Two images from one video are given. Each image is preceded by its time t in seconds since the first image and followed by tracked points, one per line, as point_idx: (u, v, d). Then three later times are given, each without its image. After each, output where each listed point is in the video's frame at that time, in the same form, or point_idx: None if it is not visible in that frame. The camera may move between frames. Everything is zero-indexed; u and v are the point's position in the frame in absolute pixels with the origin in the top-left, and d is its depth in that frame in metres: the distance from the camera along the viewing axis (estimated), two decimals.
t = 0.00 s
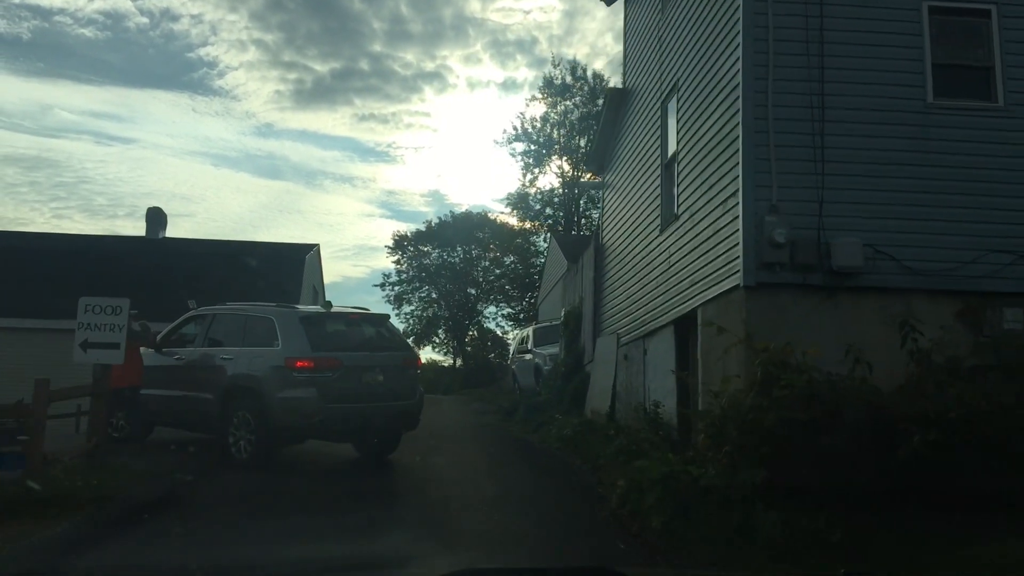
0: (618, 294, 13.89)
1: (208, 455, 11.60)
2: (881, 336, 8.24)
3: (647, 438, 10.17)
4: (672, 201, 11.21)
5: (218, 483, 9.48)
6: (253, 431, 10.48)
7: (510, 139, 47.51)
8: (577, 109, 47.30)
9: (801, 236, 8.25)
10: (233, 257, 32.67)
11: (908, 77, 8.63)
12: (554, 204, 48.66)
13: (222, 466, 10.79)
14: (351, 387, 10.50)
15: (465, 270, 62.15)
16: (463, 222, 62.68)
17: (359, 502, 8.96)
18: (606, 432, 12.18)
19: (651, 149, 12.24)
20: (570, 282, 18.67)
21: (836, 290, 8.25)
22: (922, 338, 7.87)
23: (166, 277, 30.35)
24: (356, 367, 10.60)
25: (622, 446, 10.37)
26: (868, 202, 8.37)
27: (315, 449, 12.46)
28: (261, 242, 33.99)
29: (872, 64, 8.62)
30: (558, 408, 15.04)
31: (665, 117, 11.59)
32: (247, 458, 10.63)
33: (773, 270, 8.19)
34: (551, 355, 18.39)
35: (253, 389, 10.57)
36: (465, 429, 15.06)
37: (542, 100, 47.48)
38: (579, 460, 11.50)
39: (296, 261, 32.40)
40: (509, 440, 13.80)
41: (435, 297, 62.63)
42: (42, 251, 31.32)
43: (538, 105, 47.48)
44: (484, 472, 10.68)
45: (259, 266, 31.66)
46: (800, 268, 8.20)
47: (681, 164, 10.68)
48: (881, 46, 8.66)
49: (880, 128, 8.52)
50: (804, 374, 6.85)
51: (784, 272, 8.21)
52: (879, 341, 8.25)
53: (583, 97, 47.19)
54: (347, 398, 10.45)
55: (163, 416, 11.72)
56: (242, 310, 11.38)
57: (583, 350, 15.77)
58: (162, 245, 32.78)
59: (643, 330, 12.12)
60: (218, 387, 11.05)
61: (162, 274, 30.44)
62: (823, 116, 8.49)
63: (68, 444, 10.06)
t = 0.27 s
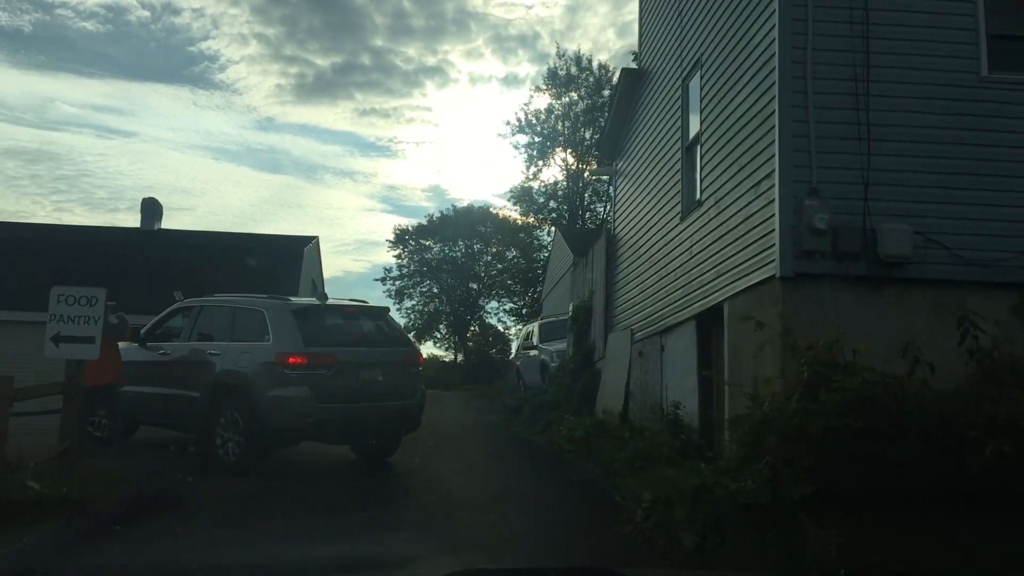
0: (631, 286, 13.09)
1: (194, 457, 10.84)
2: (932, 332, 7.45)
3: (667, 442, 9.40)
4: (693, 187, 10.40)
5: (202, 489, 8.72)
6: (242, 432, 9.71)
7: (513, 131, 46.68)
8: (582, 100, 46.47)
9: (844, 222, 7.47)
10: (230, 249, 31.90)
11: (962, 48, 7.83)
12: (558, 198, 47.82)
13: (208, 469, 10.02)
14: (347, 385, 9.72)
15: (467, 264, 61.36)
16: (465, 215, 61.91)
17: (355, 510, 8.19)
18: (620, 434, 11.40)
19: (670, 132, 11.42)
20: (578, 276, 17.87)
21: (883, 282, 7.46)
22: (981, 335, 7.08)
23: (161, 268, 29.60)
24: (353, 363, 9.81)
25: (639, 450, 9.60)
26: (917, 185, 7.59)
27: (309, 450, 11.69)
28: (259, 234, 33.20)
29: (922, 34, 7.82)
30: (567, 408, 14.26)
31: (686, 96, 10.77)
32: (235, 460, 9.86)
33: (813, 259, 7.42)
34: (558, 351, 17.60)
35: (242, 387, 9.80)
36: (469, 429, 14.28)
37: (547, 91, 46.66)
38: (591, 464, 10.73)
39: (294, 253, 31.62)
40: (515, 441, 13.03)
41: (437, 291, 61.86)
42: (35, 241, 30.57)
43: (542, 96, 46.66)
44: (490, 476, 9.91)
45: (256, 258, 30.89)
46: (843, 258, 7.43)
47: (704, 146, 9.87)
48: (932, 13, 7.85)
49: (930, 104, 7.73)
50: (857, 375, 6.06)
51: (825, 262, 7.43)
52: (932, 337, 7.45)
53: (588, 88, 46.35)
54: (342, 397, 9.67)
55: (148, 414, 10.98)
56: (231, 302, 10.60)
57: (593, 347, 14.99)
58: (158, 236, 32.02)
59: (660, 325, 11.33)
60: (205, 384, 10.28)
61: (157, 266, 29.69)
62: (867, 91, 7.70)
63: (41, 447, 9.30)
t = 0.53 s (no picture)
0: (645, 280, 12.35)
1: (179, 460, 10.11)
2: (992, 330, 6.72)
3: (689, 448, 8.67)
4: (716, 172, 9.65)
5: (184, 497, 7.99)
6: (229, 434, 8.99)
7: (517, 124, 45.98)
8: (587, 93, 45.78)
9: (893, 207, 6.74)
10: (227, 243, 31.20)
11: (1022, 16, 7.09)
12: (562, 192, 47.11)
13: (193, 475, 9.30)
14: (342, 385, 8.99)
15: (469, 260, 60.67)
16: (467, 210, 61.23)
17: (350, 521, 7.47)
18: (635, 437, 10.68)
19: (689, 114, 10.67)
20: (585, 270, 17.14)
21: (936, 274, 6.73)
22: None
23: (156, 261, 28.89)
24: (349, 361, 9.09)
25: (659, 456, 8.88)
26: (973, 167, 6.86)
27: (303, 453, 10.97)
28: (257, 227, 32.50)
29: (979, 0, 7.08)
30: (576, 408, 13.53)
31: (709, 75, 10.02)
32: (222, 465, 9.14)
33: (859, 248, 6.69)
34: (565, 348, 16.87)
35: (229, 386, 9.07)
36: (473, 430, 13.55)
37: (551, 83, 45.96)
38: (605, 469, 10.00)
39: (293, 246, 30.93)
40: (522, 442, 12.30)
41: (438, 287, 61.13)
42: (27, 233, 29.85)
43: (547, 89, 45.96)
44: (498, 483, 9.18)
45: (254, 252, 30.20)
46: (892, 247, 6.70)
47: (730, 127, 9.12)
48: None
49: (987, 78, 7.00)
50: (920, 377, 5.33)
51: (872, 252, 6.70)
52: (991, 335, 6.71)
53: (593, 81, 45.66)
54: (337, 398, 8.94)
55: (131, 414, 10.26)
56: (219, 294, 9.87)
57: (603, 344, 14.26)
58: (154, 229, 31.31)
59: (677, 320, 10.60)
60: (190, 382, 9.56)
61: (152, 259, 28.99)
62: (919, 63, 6.96)
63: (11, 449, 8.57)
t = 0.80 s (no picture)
0: (659, 274, 11.66)
1: (163, 466, 9.43)
2: None
3: (714, 457, 7.97)
4: (742, 157, 8.95)
5: (163, 509, 7.32)
6: (215, 439, 8.29)
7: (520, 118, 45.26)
8: (590, 86, 45.10)
9: (951, 192, 6.08)
10: (224, 237, 30.52)
11: None
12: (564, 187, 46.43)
13: (176, 482, 8.60)
14: (336, 386, 8.30)
15: (470, 256, 60.00)
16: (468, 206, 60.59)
17: (343, 537, 6.82)
18: (650, 442, 10.00)
19: (710, 97, 9.96)
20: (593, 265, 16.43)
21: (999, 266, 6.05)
22: None
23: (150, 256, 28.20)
24: (345, 359, 8.40)
25: (679, 465, 8.21)
26: None
27: (295, 458, 10.28)
28: (254, 221, 31.81)
29: None
30: (585, 410, 12.84)
31: (733, 54, 9.30)
32: (207, 472, 8.44)
33: (913, 237, 6.00)
34: (571, 347, 16.18)
35: (214, 386, 8.38)
36: (476, 433, 12.86)
37: (554, 76, 45.27)
38: (619, 477, 9.31)
39: (290, 241, 30.26)
40: (528, 447, 11.60)
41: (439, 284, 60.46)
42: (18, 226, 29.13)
43: (549, 82, 45.29)
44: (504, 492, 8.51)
45: (250, 246, 29.53)
46: (950, 236, 6.02)
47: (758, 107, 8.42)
48: None
49: None
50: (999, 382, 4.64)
51: (928, 241, 6.01)
52: None
53: (597, 74, 44.96)
54: (331, 399, 8.25)
55: (111, 416, 9.57)
56: (205, 287, 9.17)
57: (613, 342, 13.56)
58: (148, 222, 30.62)
59: (696, 318, 9.90)
60: (173, 382, 8.86)
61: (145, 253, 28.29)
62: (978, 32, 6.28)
63: None
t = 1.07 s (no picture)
0: (673, 268, 10.99)
1: (143, 473, 8.78)
2: None
3: (739, 466, 7.32)
4: (768, 141, 8.28)
5: (138, 522, 6.68)
6: (197, 445, 7.64)
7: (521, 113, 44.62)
8: (592, 81, 44.49)
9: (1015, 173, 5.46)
10: (219, 233, 29.88)
11: None
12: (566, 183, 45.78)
13: (155, 492, 7.95)
14: (328, 388, 7.64)
15: (470, 253, 59.36)
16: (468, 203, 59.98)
17: (337, 545, 6.38)
18: (665, 448, 9.35)
19: (731, 78, 9.28)
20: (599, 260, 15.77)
21: None
22: None
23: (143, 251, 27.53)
24: (338, 358, 7.75)
25: (700, 475, 7.56)
26: None
27: (286, 465, 9.62)
28: (250, 217, 31.16)
29: None
30: (592, 411, 12.19)
31: (757, 31, 8.62)
32: (188, 481, 7.78)
33: (974, 223, 5.36)
34: (577, 345, 15.53)
35: (196, 388, 7.72)
36: (478, 435, 12.21)
37: (556, 71, 44.64)
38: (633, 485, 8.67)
39: (287, 237, 29.61)
40: (533, 451, 10.95)
41: (438, 282, 59.77)
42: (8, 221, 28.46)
43: (551, 77, 44.66)
44: (510, 503, 7.86)
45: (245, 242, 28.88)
46: (1014, 221, 5.39)
47: (787, 86, 7.75)
48: None
49: None
50: None
51: (990, 228, 5.38)
52: None
53: (600, 68, 44.36)
54: (322, 402, 7.60)
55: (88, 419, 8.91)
56: (188, 280, 8.51)
57: (622, 341, 12.90)
58: (141, 217, 29.95)
59: (715, 315, 9.23)
60: (153, 383, 8.20)
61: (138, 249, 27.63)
62: None
63: None
